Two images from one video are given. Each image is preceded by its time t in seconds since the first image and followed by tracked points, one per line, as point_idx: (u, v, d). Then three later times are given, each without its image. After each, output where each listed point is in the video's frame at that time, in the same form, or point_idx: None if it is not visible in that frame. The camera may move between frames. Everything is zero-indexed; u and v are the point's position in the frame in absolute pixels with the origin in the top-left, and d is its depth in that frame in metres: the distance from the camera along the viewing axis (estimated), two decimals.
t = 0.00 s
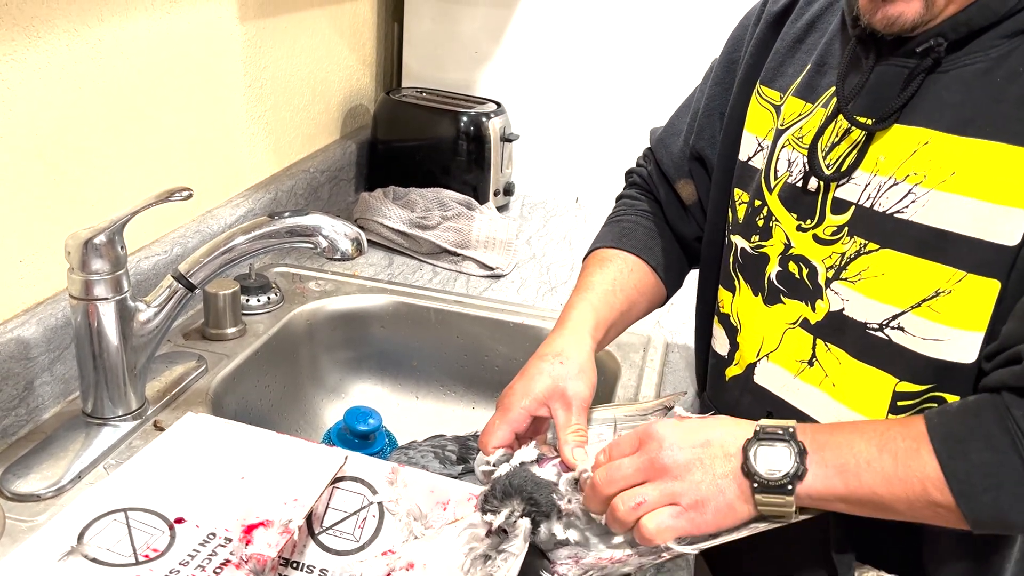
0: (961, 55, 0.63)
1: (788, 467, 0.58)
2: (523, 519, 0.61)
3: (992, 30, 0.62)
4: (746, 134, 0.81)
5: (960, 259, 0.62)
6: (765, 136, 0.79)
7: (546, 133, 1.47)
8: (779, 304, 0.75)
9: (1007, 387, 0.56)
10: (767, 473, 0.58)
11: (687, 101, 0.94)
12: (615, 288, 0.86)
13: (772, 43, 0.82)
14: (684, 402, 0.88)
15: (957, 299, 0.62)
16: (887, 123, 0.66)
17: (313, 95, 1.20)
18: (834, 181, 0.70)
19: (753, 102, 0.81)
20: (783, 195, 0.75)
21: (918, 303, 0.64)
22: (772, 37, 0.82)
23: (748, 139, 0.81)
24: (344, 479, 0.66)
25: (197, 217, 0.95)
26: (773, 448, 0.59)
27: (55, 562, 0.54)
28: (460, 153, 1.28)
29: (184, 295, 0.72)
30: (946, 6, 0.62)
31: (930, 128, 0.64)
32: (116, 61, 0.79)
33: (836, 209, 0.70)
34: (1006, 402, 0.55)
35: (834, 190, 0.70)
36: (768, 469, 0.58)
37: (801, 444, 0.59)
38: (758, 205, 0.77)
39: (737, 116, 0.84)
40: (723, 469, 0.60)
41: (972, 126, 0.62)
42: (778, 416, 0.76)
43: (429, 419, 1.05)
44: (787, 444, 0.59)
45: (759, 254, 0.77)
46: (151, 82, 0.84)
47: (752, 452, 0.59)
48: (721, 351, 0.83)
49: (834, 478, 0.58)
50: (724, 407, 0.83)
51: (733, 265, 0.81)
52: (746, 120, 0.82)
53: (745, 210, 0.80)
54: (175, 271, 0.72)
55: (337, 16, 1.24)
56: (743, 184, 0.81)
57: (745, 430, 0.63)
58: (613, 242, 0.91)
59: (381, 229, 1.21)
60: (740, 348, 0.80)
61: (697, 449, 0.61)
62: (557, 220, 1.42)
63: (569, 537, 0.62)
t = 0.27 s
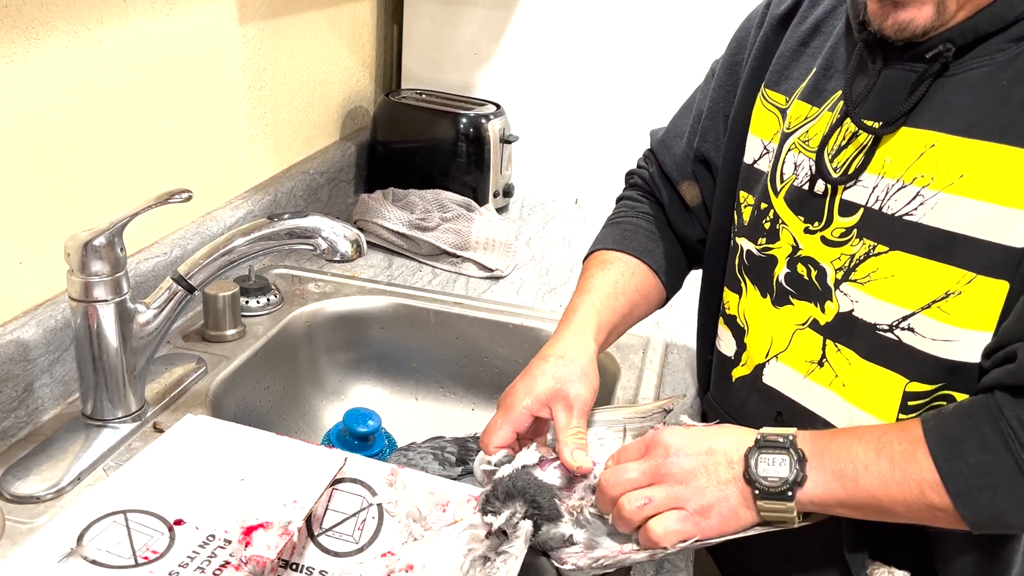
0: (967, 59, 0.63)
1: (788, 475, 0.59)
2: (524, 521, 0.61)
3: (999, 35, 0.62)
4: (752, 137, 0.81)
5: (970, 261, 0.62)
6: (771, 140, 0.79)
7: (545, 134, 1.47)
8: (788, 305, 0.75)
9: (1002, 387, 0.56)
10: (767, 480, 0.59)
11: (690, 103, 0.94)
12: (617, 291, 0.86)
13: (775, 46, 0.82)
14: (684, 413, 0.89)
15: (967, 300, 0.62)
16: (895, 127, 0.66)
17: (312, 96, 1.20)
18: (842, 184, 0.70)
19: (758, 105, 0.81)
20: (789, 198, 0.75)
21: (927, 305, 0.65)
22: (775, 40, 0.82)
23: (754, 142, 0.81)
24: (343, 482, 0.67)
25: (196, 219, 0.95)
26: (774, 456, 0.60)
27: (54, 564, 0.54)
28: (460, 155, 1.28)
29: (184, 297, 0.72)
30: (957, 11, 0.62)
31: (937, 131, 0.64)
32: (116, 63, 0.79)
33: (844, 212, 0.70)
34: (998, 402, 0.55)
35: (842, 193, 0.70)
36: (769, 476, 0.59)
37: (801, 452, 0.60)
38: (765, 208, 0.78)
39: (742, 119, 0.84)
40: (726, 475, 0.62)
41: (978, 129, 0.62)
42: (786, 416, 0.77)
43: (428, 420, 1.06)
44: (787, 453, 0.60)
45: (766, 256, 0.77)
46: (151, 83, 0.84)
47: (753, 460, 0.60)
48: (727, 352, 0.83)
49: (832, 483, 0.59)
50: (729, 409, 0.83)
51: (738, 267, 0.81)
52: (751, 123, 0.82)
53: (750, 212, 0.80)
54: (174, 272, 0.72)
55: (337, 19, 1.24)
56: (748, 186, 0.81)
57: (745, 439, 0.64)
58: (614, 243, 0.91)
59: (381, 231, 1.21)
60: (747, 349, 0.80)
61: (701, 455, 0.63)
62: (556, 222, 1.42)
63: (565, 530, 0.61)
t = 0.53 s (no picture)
0: (974, 65, 0.63)
1: (788, 499, 0.59)
2: (525, 522, 0.61)
3: (1006, 42, 0.61)
4: (755, 138, 0.81)
5: (974, 266, 0.62)
6: (775, 141, 0.79)
7: (544, 136, 1.47)
8: (792, 307, 0.75)
9: (997, 393, 0.56)
10: (767, 504, 0.59)
11: (692, 103, 0.94)
12: (618, 294, 0.86)
13: (779, 47, 0.82)
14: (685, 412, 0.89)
15: (970, 305, 0.62)
16: (901, 131, 0.67)
17: (311, 97, 1.20)
18: (847, 188, 0.70)
19: (761, 106, 0.81)
20: (794, 201, 0.75)
21: (930, 309, 0.65)
22: (779, 41, 0.82)
23: (758, 143, 0.81)
24: (343, 483, 0.66)
25: (195, 220, 0.95)
26: (773, 479, 0.59)
27: (53, 566, 0.54)
28: (459, 156, 1.28)
29: (183, 298, 0.72)
30: (965, 18, 0.62)
31: (942, 136, 0.64)
32: (115, 65, 0.79)
33: (849, 214, 0.70)
34: (994, 410, 0.56)
35: (847, 196, 0.70)
36: (769, 500, 0.59)
37: (799, 477, 0.59)
38: (769, 210, 0.78)
39: (745, 120, 0.84)
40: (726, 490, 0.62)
41: (982, 134, 0.62)
42: (791, 416, 0.77)
43: (428, 422, 1.06)
44: (786, 477, 0.59)
45: (770, 258, 0.77)
46: (151, 85, 0.84)
47: (752, 482, 0.60)
48: (729, 352, 0.83)
49: (830, 496, 0.60)
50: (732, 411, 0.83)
51: (742, 269, 0.81)
52: (755, 124, 0.82)
53: (754, 214, 0.80)
54: (173, 274, 0.72)
55: (337, 21, 1.25)
56: (753, 188, 0.81)
57: (744, 454, 0.63)
58: (615, 246, 0.91)
59: (380, 232, 1.21)
60: (750, 350, 0.80)
61: (701, 471, 0.62)
62: (556, 223, 1.42)
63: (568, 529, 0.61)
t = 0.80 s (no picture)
0: (977, 74, 0.63)
1: (780, 500, 0.59)
2: (525, 524, 0.62)
3: (1009, 51, 0.62)
4: (757, 142, 0.82)
5: (976, 273, 0.62)
6: (777, 145, 0.79)
7: (543, 138, 1.47)
8: (793, 311, 0.75)
9: (992, 403, 0.57)
10: (759, 502, 0.59)
11: (695, 104, 0.94)
12: (622, 299, 0.86)
13: (783, 50, 0.82)
14: (686, 408, 0.89)
15: (971, 312, 0.63)
16: (903, 139, 0.67)
17: (310, 99, 1.20)
18: (849, 194, 0.70)
19: (764, 110, 0.81)
20: (796, 206, 0.75)
21: (932, 315, 0.65)
22: (782, 43, 0.82)
23: (759, 147, 0.81)
24: (342, 485, 0.66)
25: (195, 222, 0.95)
26: (769, 481, 0.60)
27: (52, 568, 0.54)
28: (458, 158, 1.28)
29: (183, 300, 0.72)
30: (966, 30, 0.62)
31: (944, 144, 0.64)
32: (115, 67, 0.79)
33: (852, 220, 0.70)
34: (988, 421, 0.56)
35: (849, 202, 0.71)
36: (761, 499, 0.59)
37: (796, 480, 0.60)
38: (771, 214, 0.78)
39: (749, 123, 0.84)
40: (723, 495, 0.61)
41: (984, 142, 0.62)
42: (791, 419, 0.77)
43: (427, 424, 1.06)
44: (783, 478, 0.60)
45: (772, 262, 0.77)
46: (150, 87, 0.85)
47: (748, 480, 0.60)
48: (730, 354, 0.83)
49: (828, 507, 0.59)
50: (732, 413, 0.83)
51: (745, 272, 0.81)
52: (758, 127, 0.82)
53: (757, 218, 0.80)
54: (173, 276, 0.72)
55: (337, 24, 1.25)
56: (755, 191, 0.82)
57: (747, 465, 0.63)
58: (618, 250, 0.91)
59: (379, 234, 1.21)
60: (750, 353, 0.80)
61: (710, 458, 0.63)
62: (555, 225, 1.42)
63: (565, 523, 0.61)
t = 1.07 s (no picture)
0: (979, 75, 0.63)
1: (791, 504, 0.58)
2: (523, 527, 0.62)
3: (1010, 54, 0.62)
4: (761, 140, 0.81)
5: (974, 274, 0.62)
6: (781, 143, 0.79)
7: (543, 140, 1.47)
8: (792, 310, 0.75)
9: (997, 407, 0.56)
10: (771, 508, 0.58)
11: (699, 102, 0.94)
12: (626, 295, 0.86)
13: (788, 49, 0.82)
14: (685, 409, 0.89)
15: (969, 313, 0.63)
16: (905, 139, 0.67)
17: (310, 100, 1.20)
18: (851, 194, 0.70)
19: (769, 109, 0.81)
20: (799, 204, 0.75)
21: (930, 315, 0.65)
22: (788, 42, 0.82)
23: (763, 144, 0.81)
24: (341, 487, 0.66)
25: (194, 225, 0.95)
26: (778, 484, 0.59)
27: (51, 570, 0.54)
28: (457, 160, 1.28)
29: (182, 302, 0.72)
30: (970, 26, 0.62)
31: (945, 146, 0.65)
32: (114, 69, 0.79)
33: (853, 220, 0.70)
34: (995, 425, 0.56)
35: (851, 202, 0.71)
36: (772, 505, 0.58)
37: (805, 483, 0.58)
38: (774, 212, 0.78)
39: (753, 123, 0.84)
40: (731, 497, 0.60)
41: (985, 145, 0.63)
42: (788, 418, 0.77)
43: (426, 426, 1.06)
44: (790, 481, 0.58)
45: (772, 261, 0.77)
46: (150, 89, 0.85)
47: (756, 483, 0.59)
48: (727, 353, 0.84)
49: (834, 510, 0.58)
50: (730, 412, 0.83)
51: (746, 271, 0.81)
52: (761, 126, 0.82)
53: (761, 217, 0.80)
54: (172, 278, 0.72)
55: (336, 26, 1.25)
56: (759, 189, 0.81)
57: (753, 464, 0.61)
58: (622, 245, 0.91)
59: (378, 236, 1.21)
60: (748, 352, 0.80)
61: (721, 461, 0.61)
62: (554, 227, 1.42)
63: (565, 527, 0.62)
